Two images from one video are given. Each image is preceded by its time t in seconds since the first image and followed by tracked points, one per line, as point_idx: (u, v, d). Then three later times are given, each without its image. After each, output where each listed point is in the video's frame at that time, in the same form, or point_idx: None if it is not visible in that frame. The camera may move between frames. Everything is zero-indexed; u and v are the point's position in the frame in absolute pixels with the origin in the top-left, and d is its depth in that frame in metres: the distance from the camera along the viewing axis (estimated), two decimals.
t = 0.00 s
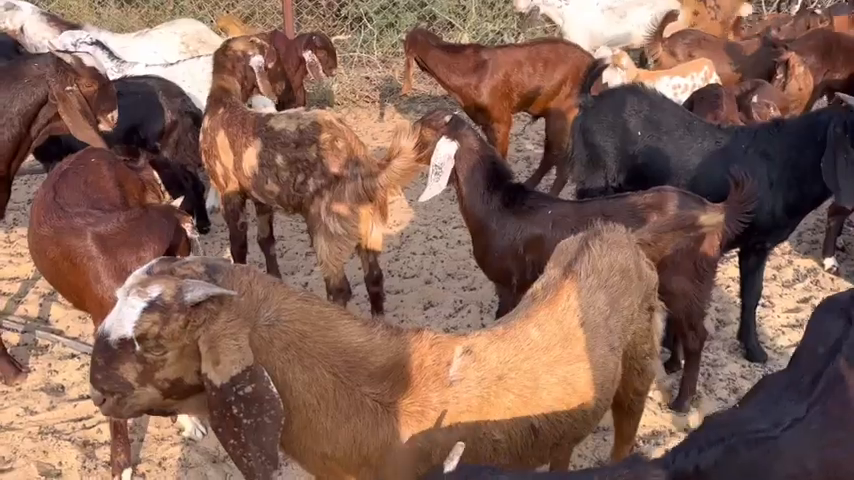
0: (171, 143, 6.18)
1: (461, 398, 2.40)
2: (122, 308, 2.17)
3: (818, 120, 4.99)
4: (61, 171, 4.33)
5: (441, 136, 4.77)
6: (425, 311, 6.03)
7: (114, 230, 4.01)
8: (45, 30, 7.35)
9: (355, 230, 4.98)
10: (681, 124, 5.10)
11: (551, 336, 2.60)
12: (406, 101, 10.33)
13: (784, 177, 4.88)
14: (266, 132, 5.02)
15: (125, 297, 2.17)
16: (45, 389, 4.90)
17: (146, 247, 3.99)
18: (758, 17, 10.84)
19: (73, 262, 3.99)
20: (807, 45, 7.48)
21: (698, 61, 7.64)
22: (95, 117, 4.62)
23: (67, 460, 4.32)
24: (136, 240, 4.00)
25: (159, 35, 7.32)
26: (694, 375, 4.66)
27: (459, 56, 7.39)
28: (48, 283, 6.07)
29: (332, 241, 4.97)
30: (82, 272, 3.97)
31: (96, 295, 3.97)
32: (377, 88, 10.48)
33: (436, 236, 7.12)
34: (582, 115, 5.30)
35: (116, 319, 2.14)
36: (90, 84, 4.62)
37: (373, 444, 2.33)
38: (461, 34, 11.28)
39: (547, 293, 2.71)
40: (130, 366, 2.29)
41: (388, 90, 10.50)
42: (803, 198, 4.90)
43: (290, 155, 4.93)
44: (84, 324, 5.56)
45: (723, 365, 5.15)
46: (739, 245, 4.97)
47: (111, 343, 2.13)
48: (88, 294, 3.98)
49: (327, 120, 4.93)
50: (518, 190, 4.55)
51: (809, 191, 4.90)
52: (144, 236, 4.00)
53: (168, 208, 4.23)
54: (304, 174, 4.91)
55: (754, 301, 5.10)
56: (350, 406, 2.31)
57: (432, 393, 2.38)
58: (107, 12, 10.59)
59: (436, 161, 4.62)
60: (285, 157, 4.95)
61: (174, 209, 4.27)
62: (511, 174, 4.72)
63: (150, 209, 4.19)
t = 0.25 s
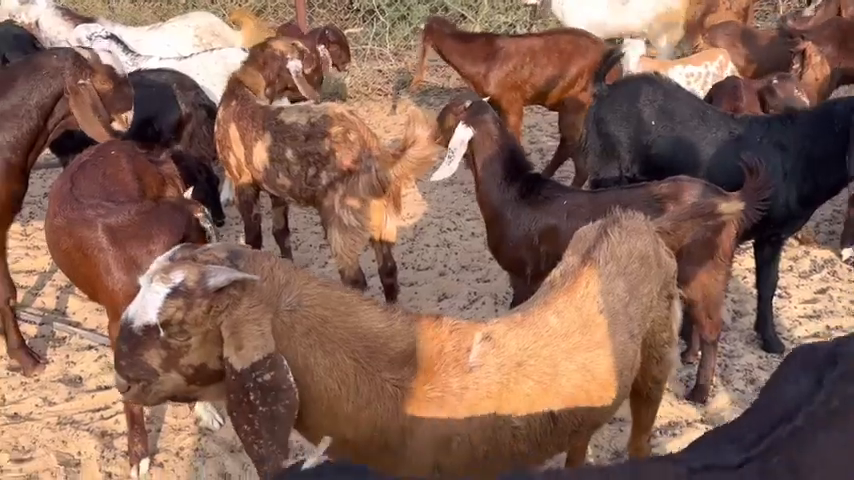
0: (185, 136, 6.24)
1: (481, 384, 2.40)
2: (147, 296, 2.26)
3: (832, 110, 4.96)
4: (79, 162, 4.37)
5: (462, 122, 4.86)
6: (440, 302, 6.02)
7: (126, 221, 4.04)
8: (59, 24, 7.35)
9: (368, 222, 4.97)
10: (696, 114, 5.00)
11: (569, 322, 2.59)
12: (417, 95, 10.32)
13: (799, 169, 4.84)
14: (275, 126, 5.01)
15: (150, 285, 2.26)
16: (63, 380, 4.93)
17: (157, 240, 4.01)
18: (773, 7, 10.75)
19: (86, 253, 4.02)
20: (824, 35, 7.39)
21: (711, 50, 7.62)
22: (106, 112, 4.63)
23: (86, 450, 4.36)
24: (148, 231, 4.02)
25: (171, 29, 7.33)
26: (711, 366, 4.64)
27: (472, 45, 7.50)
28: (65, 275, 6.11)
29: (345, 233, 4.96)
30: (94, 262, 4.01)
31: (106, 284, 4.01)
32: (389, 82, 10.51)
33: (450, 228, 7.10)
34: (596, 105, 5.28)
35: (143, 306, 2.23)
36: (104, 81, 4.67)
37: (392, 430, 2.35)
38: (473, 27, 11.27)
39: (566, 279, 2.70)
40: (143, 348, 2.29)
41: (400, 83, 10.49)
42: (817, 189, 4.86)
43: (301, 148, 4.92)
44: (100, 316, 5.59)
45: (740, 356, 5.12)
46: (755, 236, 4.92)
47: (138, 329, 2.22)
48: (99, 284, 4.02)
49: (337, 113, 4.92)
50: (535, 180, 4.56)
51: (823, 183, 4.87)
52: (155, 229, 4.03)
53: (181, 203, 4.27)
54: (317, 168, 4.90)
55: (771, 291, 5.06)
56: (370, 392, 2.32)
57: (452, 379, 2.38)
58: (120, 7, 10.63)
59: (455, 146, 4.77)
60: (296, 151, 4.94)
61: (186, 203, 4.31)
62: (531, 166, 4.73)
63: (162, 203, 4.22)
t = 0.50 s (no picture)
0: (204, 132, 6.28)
1: (516, 380, 2.44)
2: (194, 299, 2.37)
3: None
4: (104, 159, 4.38)
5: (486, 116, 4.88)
6: (458, 298, 6.03)
7: (151, 221, 4.06)
8: (78, 22, 7.38)
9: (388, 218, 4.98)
10: (716, 108, 4.99)
11: (602, 318, 2.59)
12: (431, 90, 10.33)
13: (820, 164, 4.80)
14: (294, 123, 5.01)
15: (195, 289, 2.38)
16: (87, 376, 4.97)
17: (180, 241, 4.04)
18: None
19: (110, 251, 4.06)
20: (841, 28, 7.34)
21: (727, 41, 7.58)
22: (128, 125, 4.63)
23: (111, 446, 4.40)
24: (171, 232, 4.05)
25: (188, 26, 7.36)
26: (733, 361, 4.63)
27: (489, 38, 7.48)
28: (85, 272, 6.16)
29: (365, 230, 4.97)
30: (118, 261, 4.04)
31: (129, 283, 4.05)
32: (403, 76, 10.50)
33: (467, 224, 7.11)
34: (616, 98, 5.25)
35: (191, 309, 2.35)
36: (130, 95, 4.64)
37: (429, 423, 2.41)
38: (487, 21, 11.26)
39: (597, 275, 2.70)
40: (188, 346, 2.37)
41: (414, 78, 10.49)
42: (838, 184, 4.82)
43: (319, 146, 4.92)
44: (122, 312, 5.63)
45: (761, 351, 5.11)
46: (775, 231, 4.92)
47: (190, 333, 2.34)
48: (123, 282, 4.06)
49: (353, 110, 4.91)
50: (559, 174, 4.56)
51: (845, 178, 4.83)
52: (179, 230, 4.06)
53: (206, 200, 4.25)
54: (335, 165, 4.90)
55: (792, 286, 5.06)
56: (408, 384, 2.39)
57: (488, 374, 2.43)
58: (135, 4, 10.66)
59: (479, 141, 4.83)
60: (314, 148, 4.94)
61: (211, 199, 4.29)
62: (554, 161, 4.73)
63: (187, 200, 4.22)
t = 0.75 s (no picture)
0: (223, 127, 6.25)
1: (561, 375, 2.45)
2: (244, 303, 2.38)
3: None
4: (130, 155, 4.36)
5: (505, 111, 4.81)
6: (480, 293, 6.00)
7: (179, 216, 4.05)
8: (96, 17, 7.36)
9: (413, 213, 4.95)
10: (744, 101, 4.95)
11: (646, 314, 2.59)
12: (445, 83, 10.31)
13: (849, 156, 4.71)
14: (320, 117, 4.99)
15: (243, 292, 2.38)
16: (112, 371, 4.97)
17: (207, 236, 4.03)
18: None
19: (139, 246, 4.04)
20: None
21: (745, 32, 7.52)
22: (147, 128, 4.66)
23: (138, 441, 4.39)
24: (198, 227, 4.04)
25: (206, 21, 7.38)
26: (761, 356, 4.58)
27: (507, 32, 7.46)
28: (106, 267, 6.15)
29: (389, 225, 4.97)
30: (147, 256, 4.03)
31: (158, 279, 4.04)
32: (417, 71, 10.47)
33: (486, 218, 7.07)
34: (641, 90, 5.19)
35: (243, 312, 2.36)
36: (153, 98, 4.69)
37: (474, 420, 2.41)
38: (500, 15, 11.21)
39: (640, 269, 2.70)
40: (239, 345, 2.35)
41: (429, 73, 10.46)
42: None
43: (345, 140, 4.90)
44: (144, 307, 5.63)
45: (788, 346, 5.06)
46: (803, 225, 4.87)
47: (244, 334, 2.35)
48: (151, 278, 4.05)
49: (380, 105, 4.89)
50: (585, 168, 4.51)
51: None
52: (206, 225, 4.05)
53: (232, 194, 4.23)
54: (361, 159, 4.89)
55: (820, 281, 5.01)
56: (451, 378, 2.40)
57: (532, 370, 2.44)
58: None
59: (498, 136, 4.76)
60: (339, 142, 4.92)
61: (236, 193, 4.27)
62: (576, 153, 4.69)
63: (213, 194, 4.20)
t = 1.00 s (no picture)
0: (243, 121, 6.24)
1: (603, 365, 2.53)
2: (297, 298, 2.39)
3: None
4: (156, 147, 4.36)
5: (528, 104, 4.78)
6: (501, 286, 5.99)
7: (205, 208, 4.04)
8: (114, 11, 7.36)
9: (436, 207, 4.96)
10: (770, 93, 4.91)
11: (690, 303, 2.70)
12: (459, 77, 10.31)
13: None
14: (349, 108, 4.99)
15: (296, 287, 2.39)
16: (136, 364, 4.99)
17: (234, 229, 4.05)
18: None
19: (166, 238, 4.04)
20: None
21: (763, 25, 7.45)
22: (169, 121, 4.58)
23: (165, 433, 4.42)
24: (226, 220, 4.05)
25: (225, 14, 7.41)
26: (788, 349, 4.57)
27: (522, 26, 7.42)
28: (126, 261, 6.18)
29: (412, 219, 5.00)
30: (174, 248, 4.03)
31: (184, 270, 4.03)
32: (431, 65, 10.45)
33: (504, 212, 7.05)
34: (668, 82, 5.21)
35: (298, 308, 2.37)
36: (176, 91, 4.60)
37: (515, 409, 2.48)
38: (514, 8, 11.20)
39: (681, 260, 2.81)
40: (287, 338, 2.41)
41: (442, 66, 10.44)
42: None
43: (371, 133, 4.91)
44: (166, 300, 5.65)
45: (813, 340, 5.04)
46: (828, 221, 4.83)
47: (301, 331, 2.37)
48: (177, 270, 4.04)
49: (408, 102, 4.90)
50: (611, 160, 4.49)
51: None
52: (233, 218, 4.07)
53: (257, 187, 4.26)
54: (385, 154, 4.88)
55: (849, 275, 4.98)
56: (495, 367, 2.46)
57: (575, 359, 2.52)
58: None
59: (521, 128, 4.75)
60: (365, 135, 4.93)
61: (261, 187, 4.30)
62: (601, 145, 4.66)
63: (238, 187, 4.22)
